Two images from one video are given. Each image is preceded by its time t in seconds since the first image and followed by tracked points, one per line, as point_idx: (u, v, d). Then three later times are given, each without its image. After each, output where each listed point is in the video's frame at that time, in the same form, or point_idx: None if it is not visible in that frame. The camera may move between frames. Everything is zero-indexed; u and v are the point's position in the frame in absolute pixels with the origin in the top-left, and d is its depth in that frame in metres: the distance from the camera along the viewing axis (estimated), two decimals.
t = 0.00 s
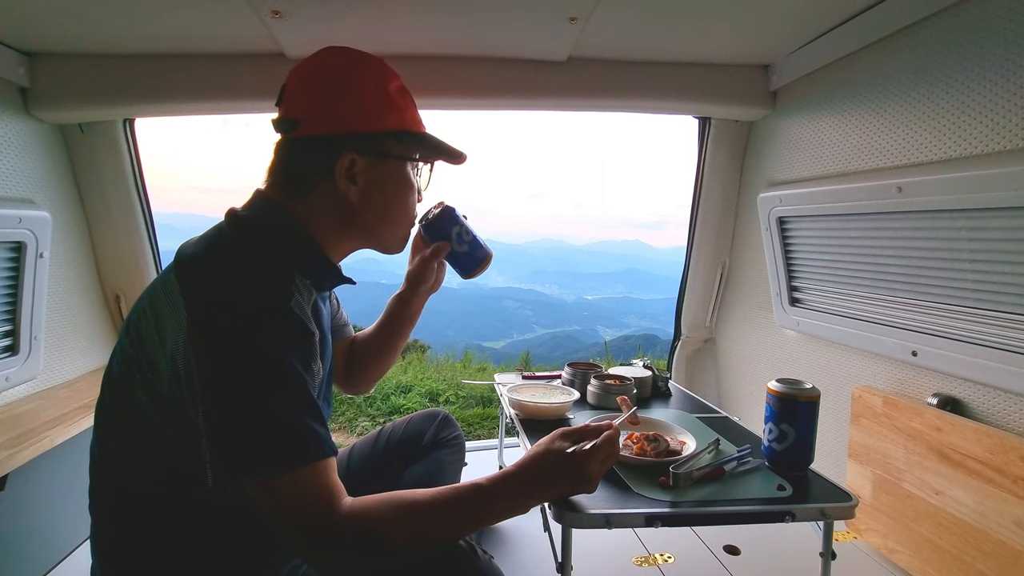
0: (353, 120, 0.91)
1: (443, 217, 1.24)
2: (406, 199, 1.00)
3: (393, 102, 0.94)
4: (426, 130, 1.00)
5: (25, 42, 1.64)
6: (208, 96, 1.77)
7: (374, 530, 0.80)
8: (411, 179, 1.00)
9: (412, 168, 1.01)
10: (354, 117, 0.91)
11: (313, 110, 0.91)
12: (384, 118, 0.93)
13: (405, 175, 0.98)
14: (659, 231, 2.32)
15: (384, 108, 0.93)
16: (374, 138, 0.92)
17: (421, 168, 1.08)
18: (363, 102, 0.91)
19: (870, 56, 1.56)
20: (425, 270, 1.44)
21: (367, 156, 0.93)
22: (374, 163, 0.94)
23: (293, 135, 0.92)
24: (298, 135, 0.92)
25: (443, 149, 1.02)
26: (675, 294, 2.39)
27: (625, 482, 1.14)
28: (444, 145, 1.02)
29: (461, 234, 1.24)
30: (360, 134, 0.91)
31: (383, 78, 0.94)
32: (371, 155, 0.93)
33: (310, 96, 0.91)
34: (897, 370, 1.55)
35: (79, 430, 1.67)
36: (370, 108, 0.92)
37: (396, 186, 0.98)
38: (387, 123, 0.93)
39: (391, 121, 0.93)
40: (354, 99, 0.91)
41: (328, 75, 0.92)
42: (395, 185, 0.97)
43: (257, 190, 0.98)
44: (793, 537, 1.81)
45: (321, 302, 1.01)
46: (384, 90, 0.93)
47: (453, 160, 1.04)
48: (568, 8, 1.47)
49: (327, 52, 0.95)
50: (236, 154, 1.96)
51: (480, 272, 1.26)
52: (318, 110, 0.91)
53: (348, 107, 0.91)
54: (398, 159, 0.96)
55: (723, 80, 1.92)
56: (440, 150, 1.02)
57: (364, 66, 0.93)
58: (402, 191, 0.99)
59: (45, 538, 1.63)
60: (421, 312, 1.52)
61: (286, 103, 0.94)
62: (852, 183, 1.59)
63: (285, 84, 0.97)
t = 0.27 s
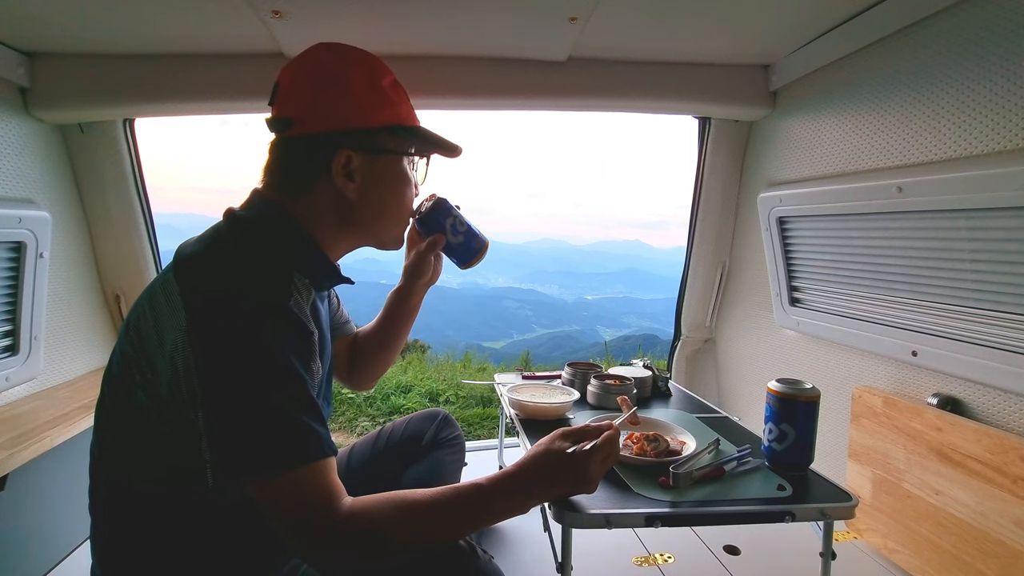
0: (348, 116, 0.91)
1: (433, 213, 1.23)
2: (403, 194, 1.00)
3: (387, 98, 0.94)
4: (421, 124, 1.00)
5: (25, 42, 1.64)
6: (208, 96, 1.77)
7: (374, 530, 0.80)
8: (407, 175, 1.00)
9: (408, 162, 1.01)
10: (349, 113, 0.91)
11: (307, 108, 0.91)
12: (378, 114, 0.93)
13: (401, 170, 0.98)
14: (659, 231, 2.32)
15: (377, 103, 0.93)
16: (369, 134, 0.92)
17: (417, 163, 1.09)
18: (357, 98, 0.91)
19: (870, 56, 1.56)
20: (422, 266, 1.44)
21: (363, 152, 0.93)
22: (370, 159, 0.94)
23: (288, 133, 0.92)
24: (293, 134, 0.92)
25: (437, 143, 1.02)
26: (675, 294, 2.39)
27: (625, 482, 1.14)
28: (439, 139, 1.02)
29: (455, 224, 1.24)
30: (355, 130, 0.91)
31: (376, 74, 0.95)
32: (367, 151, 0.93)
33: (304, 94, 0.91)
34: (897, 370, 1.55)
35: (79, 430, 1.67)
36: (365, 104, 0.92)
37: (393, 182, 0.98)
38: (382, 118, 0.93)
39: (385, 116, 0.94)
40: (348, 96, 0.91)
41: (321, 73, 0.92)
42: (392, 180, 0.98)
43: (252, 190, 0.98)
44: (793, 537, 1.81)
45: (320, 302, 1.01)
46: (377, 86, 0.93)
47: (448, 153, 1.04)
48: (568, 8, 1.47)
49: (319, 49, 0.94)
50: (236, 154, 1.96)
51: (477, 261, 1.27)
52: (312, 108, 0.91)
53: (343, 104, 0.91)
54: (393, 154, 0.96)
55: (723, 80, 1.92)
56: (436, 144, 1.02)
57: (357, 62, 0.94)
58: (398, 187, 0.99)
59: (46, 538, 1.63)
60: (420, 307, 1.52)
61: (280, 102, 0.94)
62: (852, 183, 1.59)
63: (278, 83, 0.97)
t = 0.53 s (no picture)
0: (344, 115, 0.91)
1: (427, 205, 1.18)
2: (400, 190, 1.00)
3: (382, 94, 0.95)
4: (416, 120, 1.00)
5: (25, 42, 1.64)
6: (208, 96, 1.77)
7: (374, 530, 0.80)
8: (404, 171, 1.00)
9: (404, 158, 1.01)
10: (345, 111, 0.91)
11: (302, 106, 0.91)
12: (374, 111, 0.93)
13: (397, 166, 0.99)
14: (659, 231, 2.32)
15: (372, 100, 0.93)
16: (365, 132, 0.93)
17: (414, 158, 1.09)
18: (353, 96, 0.92)
19: (870, 56, 1.56)
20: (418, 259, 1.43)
21: (360, 150, 0.93)
22: (367, 157, 0.94)
23: (284, 132, 0.92)
24: (288, 132, 0.92)
25: (433, 137, 1.02)
26: (675, 294, 2.39)
27: (625, 482, 1.14)
28: (434, 134, 1.02)
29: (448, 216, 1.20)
30: (351, 128, 0.92)
31: (371, 71, 0.94)
32: (364, 148, 0.94)
33: (298, 92, 0.91)
34: (897, 370, 1.55)
35: (79, 430, 1.67)
36: (360, 101, 0.92)
37: (390, 179, 0.98)
38: (377, 116, 0.93)
39: (381, 113, 0.94)
40: (343, 94, 0.91)
41: (315, 71, 0.91)
42: (388, 176, 0.98)
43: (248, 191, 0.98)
44: (793, 537, 1.81)
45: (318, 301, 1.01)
46: (372, 83, 0.94)
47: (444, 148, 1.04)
48: (568, 8, 1.47)
49: (312, 45, 0.94)
50: (236, 154, 1.96)
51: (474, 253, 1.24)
52: (307, 106, 0.90)
53: (338, 102, 0.91)
54: (389, 151, 0.96)
55: (723, 80, 1.92)
56: (432, 139, 1.02)
57: (350, 58, 0.93)
58: (395, 183, 0.99)
59: (46, 538, 1.63)
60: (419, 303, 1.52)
61: (274, 101, 0.94)
62: (852, 183, 1.59)
63: (271, 81, 0.96)
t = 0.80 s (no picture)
0: (337, 112, 0.91)
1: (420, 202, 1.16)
2: (395, 185, 1.00)
3: (375, 90, 0.94)
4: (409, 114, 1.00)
5: (25, 42, 1.64)
6: (208, 96, 1.77)
7: (374, 529, 0.80)
8: (399, 167, 1.00)
9: (399, 154, 1.01)
10: (338, 108, 0.91)
11: (294, 104, 0.90)
12: (367, 107, 0.93)
13: (392, 162, 0.99)
14: (659, 230, 2.33)
15: (364, 96, 0.93)
16: (358, 128, 0.93)
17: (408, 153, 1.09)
18: (345, 93, 0.91)
19: (870, 56, 1.56)
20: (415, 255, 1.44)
21: (354, 146, 0.93)
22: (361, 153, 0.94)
23: (277, 131, 0.92)
24: (282, 131, 0.92)
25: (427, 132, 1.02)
26: (675, 294, 2.39)
27: (625, 482, 1.14)
28: (428, 128, 1.02)
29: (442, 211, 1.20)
30: (345, 125, 0.92)
31: (362, 67, 0.94)
32: (358, 145, 0.93)
33: (290, 91, 0.91)
34: (898, 370, 1.55)
35: (79, 430, 1.67)
36: (352, 97, 0.92)
37: (386, 175, 0.98)
38: (370, 112, 0.93)
39: (372, 109, 0.94)
40: (335, 91, 0.91)
41: (307, 69, 0.91)
42: (383, 172, 0.98)
43: (245, 190, 0.98)
44: (793, 537, 1.81)
45: (317, 299, 1.01)
46: (364, 79, 0.93)
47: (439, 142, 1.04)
48: (568, 8, 1.47)
49: (302, 44, 0.94)
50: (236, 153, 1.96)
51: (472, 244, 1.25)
52: (299, 104, 0.90)
53: (331, 99, 0.91)
54: (384, 147, 0.96)
55: (722, 80, 1.92)
56: (426, 133, 1.02)
57: (341, 55, 0.93)
58: (392, 180, 0.99)
59: (46, 538, 1.63)
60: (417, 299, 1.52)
61: (266, 101, 0.94)
62: (852, 182, 1.59)
63: (262, 80, 0.96)
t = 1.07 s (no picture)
0: (330, 107, 0.90)
1: (414, 196, 1.15)
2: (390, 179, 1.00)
3: (366, 84, 0.94)
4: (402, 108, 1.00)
5: (25, 42, 1.63)
6: (208, 96, 1.77)
7: (374, 529, 0.80)
8: (394, 160, 1.01)
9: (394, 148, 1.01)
10: (330, 103, 0.90)
11: (286, 101, 0.90)
12: (358, 101, 0.92)
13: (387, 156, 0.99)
14: (659, 231, 2.33)
15: (356, 90, 0.92)
16: (351, 122, 0.92)
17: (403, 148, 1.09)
18: (337, 87, 0.91)
19: (870, 56, 1.56)
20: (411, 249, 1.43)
21: (348, 142, 0.93)
22: (355, 148, 0.94)
23: (269, 129, 0.92)
24: (274, 128, 0.91)
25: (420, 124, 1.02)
26: (676, 294, 2.39)
27: (625, 482, 1.14)
28: (421, 120, 1.02)
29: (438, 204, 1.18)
30: (338, 120, 0.91)
31: (354, 61, 0.94)
32: (352, 140, 0.93)
33: (281, 87, 0.90)
34: (897, 370, 1.55)
35: (79, 430, 1.67)
36: (343, 92, 0.91)
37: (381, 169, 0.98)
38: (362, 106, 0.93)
39: (364, 103, 0.93)
40: (327, 86, 0.90)
41: (297, 64, 0.91)
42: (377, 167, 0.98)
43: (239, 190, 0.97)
44: (793, 537, 1.81)
45: (315, 297, 1.01)
46: (354, 73, 0.93)
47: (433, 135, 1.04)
48: (569, 8, 1.47)
49: (290, 41, 0.94)
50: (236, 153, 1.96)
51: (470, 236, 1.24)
52: (291, 100, 0.90)
53: (323, 94, 0.90)
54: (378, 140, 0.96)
55: (722, 80, 1.92)
56: (420, 126, 1.02)
57: (331, 50, 0.93)
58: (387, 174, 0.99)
59: (46, 538, 1.62)
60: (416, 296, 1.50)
61: (257, 99, 0.94)
62: (852, 183, 1.59)
63: (252, 79, 0.96)
